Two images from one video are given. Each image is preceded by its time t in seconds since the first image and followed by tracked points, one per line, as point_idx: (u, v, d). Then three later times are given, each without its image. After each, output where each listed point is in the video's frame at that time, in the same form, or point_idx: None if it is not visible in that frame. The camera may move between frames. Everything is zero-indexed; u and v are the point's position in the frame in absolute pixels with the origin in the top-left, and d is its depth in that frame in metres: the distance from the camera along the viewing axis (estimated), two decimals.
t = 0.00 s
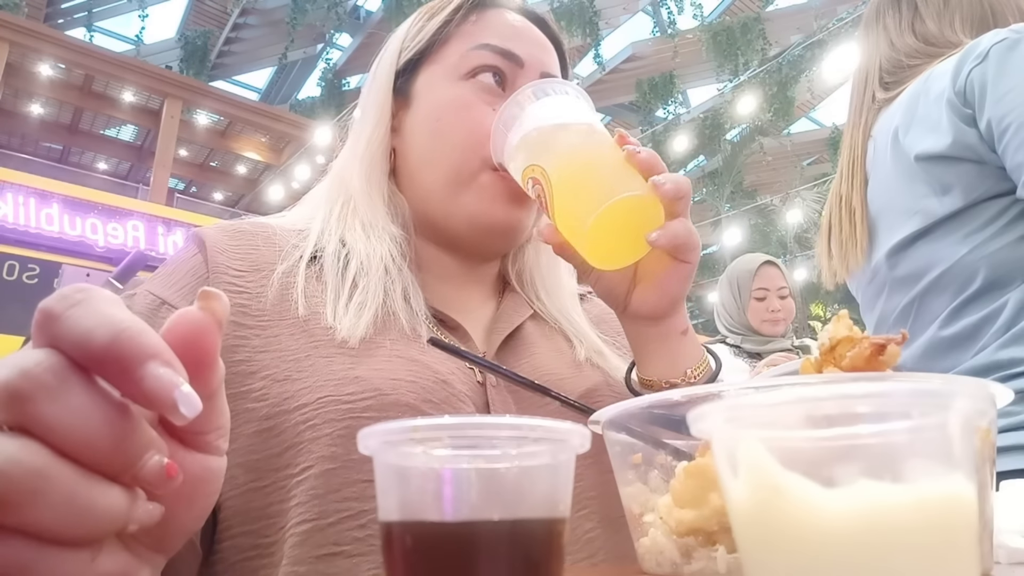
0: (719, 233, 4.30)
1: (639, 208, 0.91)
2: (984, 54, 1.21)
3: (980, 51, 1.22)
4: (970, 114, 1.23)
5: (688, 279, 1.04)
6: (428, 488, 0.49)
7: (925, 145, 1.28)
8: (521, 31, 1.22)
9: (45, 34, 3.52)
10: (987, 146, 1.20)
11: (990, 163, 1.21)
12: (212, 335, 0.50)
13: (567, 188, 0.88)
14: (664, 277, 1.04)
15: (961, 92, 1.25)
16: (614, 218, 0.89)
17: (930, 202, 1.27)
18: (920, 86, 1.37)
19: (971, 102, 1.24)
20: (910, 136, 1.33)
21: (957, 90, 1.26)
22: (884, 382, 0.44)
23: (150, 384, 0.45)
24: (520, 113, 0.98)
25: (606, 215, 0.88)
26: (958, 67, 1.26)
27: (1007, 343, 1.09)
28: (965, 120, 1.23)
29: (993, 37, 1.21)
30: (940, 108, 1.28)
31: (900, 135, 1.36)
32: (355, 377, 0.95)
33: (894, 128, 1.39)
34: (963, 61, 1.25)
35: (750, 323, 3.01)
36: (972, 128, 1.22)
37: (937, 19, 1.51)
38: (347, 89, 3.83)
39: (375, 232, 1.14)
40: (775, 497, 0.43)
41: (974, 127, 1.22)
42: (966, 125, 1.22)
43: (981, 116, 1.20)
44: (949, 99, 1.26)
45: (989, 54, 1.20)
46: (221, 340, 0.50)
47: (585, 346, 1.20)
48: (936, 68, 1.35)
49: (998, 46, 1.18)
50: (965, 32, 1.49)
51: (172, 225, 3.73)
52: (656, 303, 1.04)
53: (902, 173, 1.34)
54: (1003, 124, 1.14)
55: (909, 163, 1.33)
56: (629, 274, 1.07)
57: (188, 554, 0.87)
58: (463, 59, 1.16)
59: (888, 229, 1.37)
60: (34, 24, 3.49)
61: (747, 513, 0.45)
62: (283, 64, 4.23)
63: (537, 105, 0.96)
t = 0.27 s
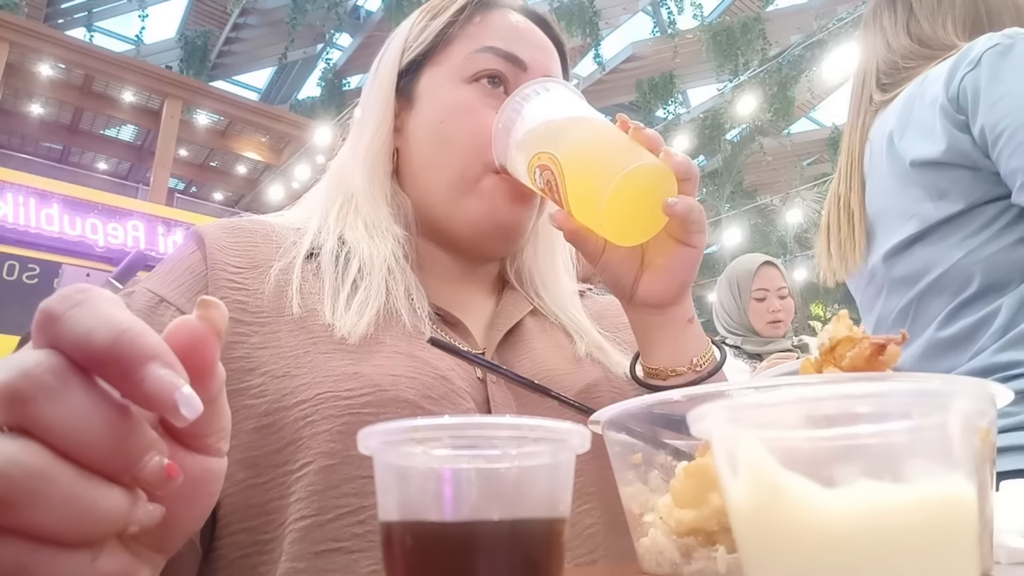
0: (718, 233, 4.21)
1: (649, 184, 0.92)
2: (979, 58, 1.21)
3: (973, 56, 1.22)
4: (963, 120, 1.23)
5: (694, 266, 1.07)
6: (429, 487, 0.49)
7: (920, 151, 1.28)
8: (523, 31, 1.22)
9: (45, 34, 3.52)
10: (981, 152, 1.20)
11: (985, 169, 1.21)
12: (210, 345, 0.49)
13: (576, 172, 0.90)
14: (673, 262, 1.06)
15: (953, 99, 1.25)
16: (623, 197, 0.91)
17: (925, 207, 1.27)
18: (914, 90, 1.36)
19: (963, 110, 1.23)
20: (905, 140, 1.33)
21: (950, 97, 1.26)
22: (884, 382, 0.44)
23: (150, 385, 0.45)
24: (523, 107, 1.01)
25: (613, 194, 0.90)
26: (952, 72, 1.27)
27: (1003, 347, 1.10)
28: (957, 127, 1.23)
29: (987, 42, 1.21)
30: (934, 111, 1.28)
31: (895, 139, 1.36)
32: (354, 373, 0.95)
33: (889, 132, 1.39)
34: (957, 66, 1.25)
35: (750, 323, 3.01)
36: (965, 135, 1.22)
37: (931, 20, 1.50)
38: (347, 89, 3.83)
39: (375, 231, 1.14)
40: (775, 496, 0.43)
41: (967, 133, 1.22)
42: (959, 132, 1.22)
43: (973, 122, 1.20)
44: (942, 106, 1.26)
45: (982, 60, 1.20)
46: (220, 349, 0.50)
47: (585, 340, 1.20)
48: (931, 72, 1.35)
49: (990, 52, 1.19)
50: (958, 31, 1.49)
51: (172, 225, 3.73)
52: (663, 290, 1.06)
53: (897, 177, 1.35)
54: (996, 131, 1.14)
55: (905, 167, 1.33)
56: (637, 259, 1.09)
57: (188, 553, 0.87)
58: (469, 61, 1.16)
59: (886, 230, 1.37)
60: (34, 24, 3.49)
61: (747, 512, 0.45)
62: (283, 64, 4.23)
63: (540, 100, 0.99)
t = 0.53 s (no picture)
0: (718, 234, 4.20)
1: (657, 175, 0.94)
2: (979, 57, 1.21)
3: (973, 56, 1.22)
4: (964, 118, 1.23)
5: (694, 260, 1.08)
6: (430, 488, 0.49)
7: (920, 150, 1.28)
8: (524, 32, 1.22)
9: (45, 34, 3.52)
10: (981, 152, 1.20)
11: (984, 168, 1.21)
12: (210, 349, 0.49)
13: (583, 163, 0.91)
14: (675, 255, 1.07)
15: (954, 98, 1.25)
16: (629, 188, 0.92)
17: (924, 207, 1.27)
18: (914, 90, 1.37)
19: (963, 108, 1.23)
20: (905, 139, 1.33)
21: (951, 96, 1.26)
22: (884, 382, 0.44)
23: (149, 385, 0.45)
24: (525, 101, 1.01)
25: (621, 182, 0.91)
26: (951, 71, 1.27)
27: (1002, 347, 1.10)
28: (958, 125, 1.23)
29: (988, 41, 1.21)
30: (934, 110, 1.28)
31: (895, 137, 1.37)
32: (354, 373, 0.95)
33: (889, 131, 1.39)
34: (957, 65, 1.25)
35: (752, 323, 3.00)
36: (965, 132, 1.22)
37: (931, 20, 1.51)
38: (347, 89, 3.82)
39: (375, 231, 1.14)
40: (774, 497, 0.43)
41: (967, 132, 1.22)
42: (959, 129, 1.22)
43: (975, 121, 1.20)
44: (943, 104, 1.26)
45: (982, 59, 1.20)
46: (220, 353, 0.49)
47: (585, 340, 1.20)
48: (931, 71, 1.35)
49: (992, 50, 1.19)
50: (958, 30, 1.49)
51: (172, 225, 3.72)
52: (666, 282, 1.07)
53: (896, 177, 1.35)
54: (997, 129, 1.14)
55: (905, 165, 1.33)
56: (639, 255, 1.11)
57: (188, 552, 0.87)
58: (469, 62, 1.16)
59: (886, 230, 1.37)
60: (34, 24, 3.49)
61: (747, 512, 0.45)
62: (284, 64, 4.23)
63: (540, 96, 1.00)
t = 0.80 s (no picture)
0: (718, 234, 4.20)
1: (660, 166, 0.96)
2: (979, 56, 1.21)
3: (974, 54, 1.22)
4: (964, 116, 1.23)
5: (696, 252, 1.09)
6: (430, 488, 0.49)
7: (921, 148, 1.27)
8: (523, 32, 1.22)
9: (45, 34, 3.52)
10: (982, 148, 1.20)
11: (986, 164, 1.21)
12: (210, 349, 0.49)
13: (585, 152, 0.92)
14: (675, 246, 1.08)
15: (954, 96, 1.25)
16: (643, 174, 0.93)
17: (926, 205, 1.27)
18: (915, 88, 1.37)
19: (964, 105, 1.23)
20: (906, 137, 1.33)
21: (951, 94, 1.26)
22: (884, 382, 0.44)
23: (149, 385, 0.45)
24: (523, 99, 1.03)
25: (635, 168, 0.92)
26: (951, 69, 1.26)
27: (1005, 343, 1.10)
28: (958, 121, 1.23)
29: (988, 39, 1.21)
30: (934, 109, 1.28)
31: (895, 136, 1.36)
32: (353, 373, 0.95)
33: (889, 130, 1.39)
34: (957, 63, 1.25)
35: (754, 323, 3.00)
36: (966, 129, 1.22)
37: (935, 21, 1.50)
38: (347, 89, 3.82)
39: (374, 231, 1.14)
40: (774, 498, 0.43)
41: (968, 129, 1.22)
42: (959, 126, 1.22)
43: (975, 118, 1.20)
44: (943, 102, 1.26)
45: (982, 56, 1.20)
46: (219, 353, 0.49)
47: (585, 339, 1.20)
48: (931, 71, 1.35)
49: (991, 49, 1.19)
50: (960, 29, 1.49)
51: (172, 226, 3.73)
52: (667, 273, 1.08)
53: (897, 175, 1.35)
54: (998, 125, 1.14)
55: (906, 164, 1.32)
56: (640, 246, 1.11)
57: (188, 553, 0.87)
58: (468, 60, 1.16)
59: (886, 230, 1.37)
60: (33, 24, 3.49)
61: (747, 512, 0.45)
62: (284, 64, 4.23)
63: (538, 93, 1.01)
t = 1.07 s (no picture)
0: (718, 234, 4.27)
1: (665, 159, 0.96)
2: (978, 57, 1.21)
3: (971, 56, 1.22)
4: (962, 118, 1.23)
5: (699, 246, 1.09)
6: (430, 488, 0.49)
7: (920, 149, 1.27)
8: (521, 32, 1.22)
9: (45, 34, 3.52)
10: (980, 151, 1.20)
11: (983, 167, 1.21)
12: (210, 350, 0.49)
13: (589, 151, 0.92)
14: (676, 240, 1.09)
15: (952, 98, 1.25)
16: (653, 163, 0.94)
17: (924, 205, 1.27)
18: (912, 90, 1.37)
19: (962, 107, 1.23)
20: (903, 138, 1.33)
21: (950, 96, 1.26)
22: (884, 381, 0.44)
23: (149, 385, 0.45)
24: (525, 94, 1.03)
25: (645, 157, 0.93)
26: (950, 71, 1.27)
27: (1003, 345, 1.10)
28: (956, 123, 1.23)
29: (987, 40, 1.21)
30: (933, 109, 1.28)
31: (894, 136, 1.36)
32: (352, 373, 0.95)
33: (888, 130, 1.39)
34: (956, 63, 1.25)
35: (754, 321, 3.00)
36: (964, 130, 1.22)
37: (937, 23, 1.51)
38: (348, 89, 3.82)
39: (374, 231, 1.14)
40: (774, 498, 0.43)
41: (966, 132, 1.22)
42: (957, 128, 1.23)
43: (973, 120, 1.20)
44: (941, 104, 1.26)
45: (981, 59, 1.20)
46: (219, 354, 0.50)
47: (584, 338, 1.20)
48: (930, 72, 1.35)
49: (989, 51, 1.19)
50: (961, 31, 1.48)
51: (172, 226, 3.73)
52: (669, 266, 1.08)
53: (896, 176, 1.35)
54: (996, 127, 1.14)
55: (904, 165, 1.32)
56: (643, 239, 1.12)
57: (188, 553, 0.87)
58: (468, 60, 1.16)
59: (885, 231, 1.36)
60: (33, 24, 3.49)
61: (747, 513, 0.45)
62: (284, 64, 4.24)
63: (540, 88, 1.01)
